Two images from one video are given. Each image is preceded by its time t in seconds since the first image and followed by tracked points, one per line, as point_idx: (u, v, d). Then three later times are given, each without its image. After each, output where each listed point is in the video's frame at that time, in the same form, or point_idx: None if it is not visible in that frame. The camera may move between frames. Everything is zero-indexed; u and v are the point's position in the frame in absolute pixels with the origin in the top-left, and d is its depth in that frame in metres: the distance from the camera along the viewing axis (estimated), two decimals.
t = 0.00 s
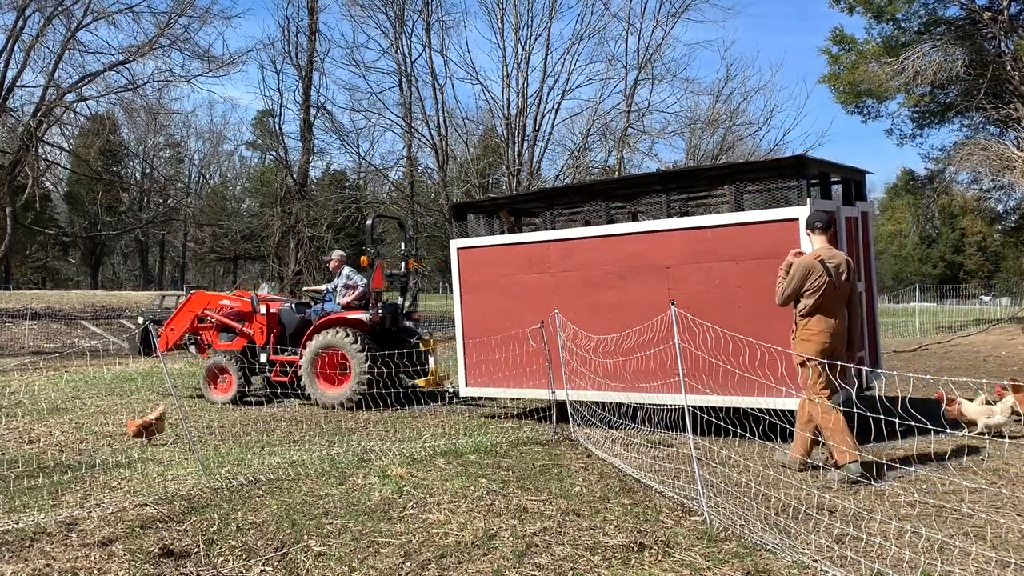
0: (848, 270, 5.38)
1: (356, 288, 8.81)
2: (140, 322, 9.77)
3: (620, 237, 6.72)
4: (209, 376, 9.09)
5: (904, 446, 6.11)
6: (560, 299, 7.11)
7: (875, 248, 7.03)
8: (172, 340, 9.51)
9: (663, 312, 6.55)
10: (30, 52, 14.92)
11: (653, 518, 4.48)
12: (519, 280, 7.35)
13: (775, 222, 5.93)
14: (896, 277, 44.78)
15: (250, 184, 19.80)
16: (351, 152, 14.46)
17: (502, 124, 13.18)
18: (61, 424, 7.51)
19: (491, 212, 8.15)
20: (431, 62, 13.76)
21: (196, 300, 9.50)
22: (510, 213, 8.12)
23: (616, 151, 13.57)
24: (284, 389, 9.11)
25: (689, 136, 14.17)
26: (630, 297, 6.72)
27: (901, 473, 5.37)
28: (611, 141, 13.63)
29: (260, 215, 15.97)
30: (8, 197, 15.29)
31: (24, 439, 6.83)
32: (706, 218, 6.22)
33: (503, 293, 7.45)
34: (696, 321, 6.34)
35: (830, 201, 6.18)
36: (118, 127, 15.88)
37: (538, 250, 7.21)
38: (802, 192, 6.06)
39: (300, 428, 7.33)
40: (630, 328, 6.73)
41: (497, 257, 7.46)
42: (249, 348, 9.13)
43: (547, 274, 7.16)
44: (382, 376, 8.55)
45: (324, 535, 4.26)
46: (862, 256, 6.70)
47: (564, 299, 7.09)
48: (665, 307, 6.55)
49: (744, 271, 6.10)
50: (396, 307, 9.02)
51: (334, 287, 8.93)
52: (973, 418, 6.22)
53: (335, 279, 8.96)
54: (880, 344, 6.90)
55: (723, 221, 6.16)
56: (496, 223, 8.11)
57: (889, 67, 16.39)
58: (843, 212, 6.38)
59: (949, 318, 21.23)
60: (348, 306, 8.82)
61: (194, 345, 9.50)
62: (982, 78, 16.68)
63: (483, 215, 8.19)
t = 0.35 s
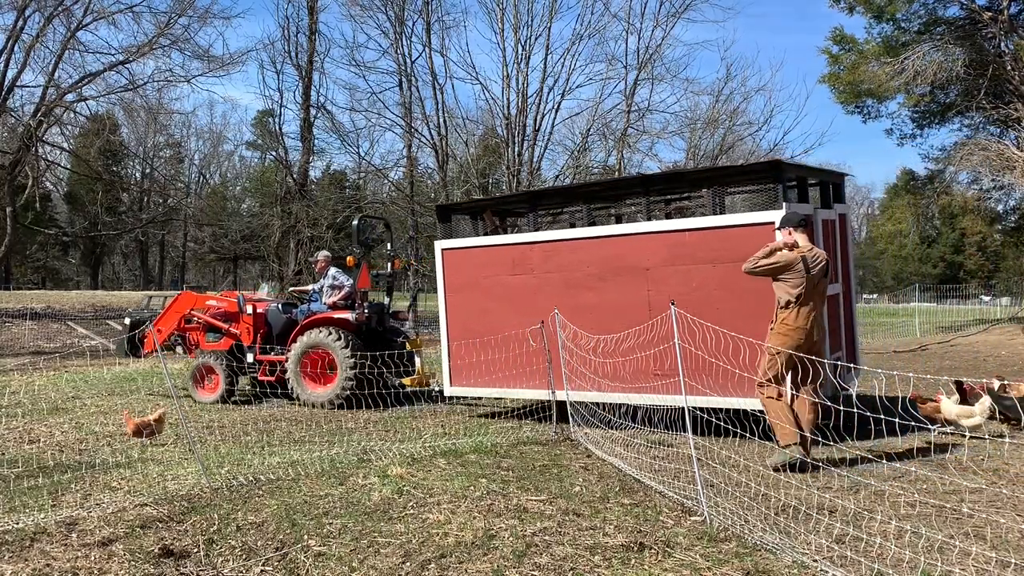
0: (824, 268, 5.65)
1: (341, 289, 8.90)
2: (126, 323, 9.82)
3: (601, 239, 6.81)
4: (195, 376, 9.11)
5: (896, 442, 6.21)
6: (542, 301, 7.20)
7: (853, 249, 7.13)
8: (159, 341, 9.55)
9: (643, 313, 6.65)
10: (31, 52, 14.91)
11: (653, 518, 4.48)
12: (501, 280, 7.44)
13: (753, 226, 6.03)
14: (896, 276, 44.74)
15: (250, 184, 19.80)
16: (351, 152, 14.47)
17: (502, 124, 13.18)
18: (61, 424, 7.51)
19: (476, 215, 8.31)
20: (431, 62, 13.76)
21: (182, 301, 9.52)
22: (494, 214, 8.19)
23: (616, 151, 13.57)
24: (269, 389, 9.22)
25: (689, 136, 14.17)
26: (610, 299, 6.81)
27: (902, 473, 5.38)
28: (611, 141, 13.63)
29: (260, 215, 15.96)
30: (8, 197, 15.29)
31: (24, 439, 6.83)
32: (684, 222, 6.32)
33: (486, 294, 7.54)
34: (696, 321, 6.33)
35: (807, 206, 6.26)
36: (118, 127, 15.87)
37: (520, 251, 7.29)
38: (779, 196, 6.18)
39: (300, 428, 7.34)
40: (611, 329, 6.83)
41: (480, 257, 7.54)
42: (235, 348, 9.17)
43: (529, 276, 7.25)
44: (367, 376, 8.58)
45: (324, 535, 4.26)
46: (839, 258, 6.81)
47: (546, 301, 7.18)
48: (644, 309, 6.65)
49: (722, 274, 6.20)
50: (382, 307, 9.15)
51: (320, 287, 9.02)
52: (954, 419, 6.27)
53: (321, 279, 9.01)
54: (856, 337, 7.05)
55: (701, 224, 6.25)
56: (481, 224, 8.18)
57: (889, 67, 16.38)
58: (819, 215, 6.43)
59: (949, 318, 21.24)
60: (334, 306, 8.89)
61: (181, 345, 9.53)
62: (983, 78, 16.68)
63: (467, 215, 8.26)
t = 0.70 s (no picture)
0: (800, 270, 5.64)
1: (328, 289, 8.92)
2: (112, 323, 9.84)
3: (585, 239, 6.89)
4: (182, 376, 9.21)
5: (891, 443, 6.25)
6: (527, 300, 7.28)
7: (831, 252, 7.37)
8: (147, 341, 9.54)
9: (626, 312, 6.73)
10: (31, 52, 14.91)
11: (653, 519, 4.48)
12: (486, 280, 7.50)
13: (735, 227, 6.12)
14: (896, 276, 44.71)
15: (250, 184, 19.81)
16: (351, 152, 14.48)
17: (502, 124, 13.19)
18: (61, 423, 7.51)
19: (466, 215, 8.34)
20: (431, 62, 13.77)
21: (169, 301, 9.44)
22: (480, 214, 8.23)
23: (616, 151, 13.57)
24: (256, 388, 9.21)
25: (689, 136, 14.18)
26: (595, 298, 6.89)
27: (902, 473, 5.38)
28: (611, 141, 13.64)
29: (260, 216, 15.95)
30: (8, 197, 15.29)
31: (24, 438, 6.83)
32: (668, 222, 6.40)
33: (471, 293, 7.60)
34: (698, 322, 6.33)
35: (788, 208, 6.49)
36: (118, 127, 15.86)
37: (505, 251, 7.36)
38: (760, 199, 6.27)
39: (300, 428, 7.34)
40: (595, 328, 6.91)
41: (466, 257, 7.61)
42: (222, 349, 9.19)
43: (514, 275, 7.33)
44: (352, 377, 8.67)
45: (324, 535, 4.26)
46: (818, 261, 7.04)
47: (531, 300, 7.26)
48: (628, 308, 6.73)
49: (705, 274, 6.28)
50: (368, 307, 9.23)
51: (307, 288, 9.05)
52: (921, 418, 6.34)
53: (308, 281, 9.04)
54: (836, 339, 7.28)
55: (684, 225, 6.34)
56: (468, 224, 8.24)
57: (889, 67, 16.38)
58: (800, 217, 6.69)
59: (948, 318, 21.26)
60: (321, 306, 8.91)
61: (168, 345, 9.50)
62: (983, 78, 16.69)
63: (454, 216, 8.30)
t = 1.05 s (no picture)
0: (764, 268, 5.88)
1: (314, 290, 8.96)
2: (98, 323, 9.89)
3: (569, 240, 6.99)
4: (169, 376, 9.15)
5: (894, 443, 6.22)
6: (512, 301, 7.38)
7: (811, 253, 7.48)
8: (133, 341, 9.57)
9: (609, 312, 6.84)
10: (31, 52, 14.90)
11: (653, 518, 4.48)
12: (471, 281, 7.60)
13: (716, 228, 6.24)
14: (896, 277, 44.67)
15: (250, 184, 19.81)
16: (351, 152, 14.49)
17: (502, 124, 13.20)
18: (61, 424, 7.51)
19: (450, 216, 8.33)
20: (431, 62, 13.77)
21: (156, 301, 9.54)
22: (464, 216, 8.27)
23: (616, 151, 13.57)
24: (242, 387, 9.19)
25: (689, 136, 14.18)
26: (578, 299, 7.00)
27: (902, 473, 5.39)
28: (611, 141, 13.64)
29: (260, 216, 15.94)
30: (8, 197, 15.29)
31: (24, 439, 6.83)
32: (650, 224, 6.51)
33: (456, 293, 7.69)
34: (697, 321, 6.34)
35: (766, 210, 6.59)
36: (118, 127, 15.86)
37: (491, 252, 7.46)
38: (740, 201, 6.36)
39: (300, 428, 7.34)
40: (579, 328, 7.01)
41: (451, 259, 7.70)
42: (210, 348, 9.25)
43: (499, 276, 7.43)
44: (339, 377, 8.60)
45: (324, 535, 4.26)
46: (797, 262, 7.17)
47: (516, 301, 7.36)
48: (611, 308, 6.84)
49: (686, 274, 6.40)
50: (355, 307, 9.15)
51: (294, 288, 9.10)
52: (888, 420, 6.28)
53: (296, 281, 9.06)
54: (817, 338, 7.40)
55: (666, 227, 6.45)
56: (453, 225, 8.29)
57: (889, 67, 16.39)
58: (778, 219, 6.81)
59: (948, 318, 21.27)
60: (307, 307, 8.94)
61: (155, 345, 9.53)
62: (983, 78, 16.69)
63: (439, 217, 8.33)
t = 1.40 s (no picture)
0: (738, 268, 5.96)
1: (301, 290, 9.03)
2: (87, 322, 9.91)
3: (551, 242, 7.08)
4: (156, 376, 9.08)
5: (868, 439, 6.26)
6: (496, 301, 7.45)
7: (790, 253, 7.56)
8: (120, 341, 9.57)
9: (591, 313, 6.93)
10: (31, 52, 14.89)
11: (653, 519, 4.48)
12: (455, 282, 7.66)
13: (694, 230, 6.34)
14: (896, 277, 44.62)
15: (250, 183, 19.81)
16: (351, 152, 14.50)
17: (502, 124, 13.20)
18: (61, 424, 7.51)
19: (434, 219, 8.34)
20: (431, 62, 13.78)
21: (143, 302, 9.54)
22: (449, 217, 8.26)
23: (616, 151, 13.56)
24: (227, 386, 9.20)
25: (689, 136, 14.18)
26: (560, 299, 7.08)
27: (902, 473, 5.39)
28: (611, 141, 13.64)
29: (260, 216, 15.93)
30: (8, 197, 15.29)
31: (24, 439, 6.83)
32: (630, 225, 6.60)
33: (440, 294, 7.75)
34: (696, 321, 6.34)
35: (745, 212, 6.67)
36: (118, 127, 15.85)
37: (474, 253, 7.53)
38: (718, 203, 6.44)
39: (300, 428, 7.34)
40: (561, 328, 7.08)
41: (435, 260, 7.77)
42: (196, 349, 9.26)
43: (483, 277, 7.50)
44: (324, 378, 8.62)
45: (324, 535, 4.26)
46: (776, 262, 7.25)
47: (499, 301, 7.43)
48: (592, 309, 6.92)
49: (666, 275, 6.49)
50: (341, 307, 9.26)
51: (280, 288, 9.14)
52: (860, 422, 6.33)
53: (281, 281, 9.11)
54: (795, 337, 7.51)
55: (645, 228, 6.54)
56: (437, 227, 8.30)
57: (889, 68, 16.38)
58: (757, 220, 6.89)
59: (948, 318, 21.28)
60: (293, 307, 9.02)
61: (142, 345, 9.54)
62: (983, 78, 16.69)
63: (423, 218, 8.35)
